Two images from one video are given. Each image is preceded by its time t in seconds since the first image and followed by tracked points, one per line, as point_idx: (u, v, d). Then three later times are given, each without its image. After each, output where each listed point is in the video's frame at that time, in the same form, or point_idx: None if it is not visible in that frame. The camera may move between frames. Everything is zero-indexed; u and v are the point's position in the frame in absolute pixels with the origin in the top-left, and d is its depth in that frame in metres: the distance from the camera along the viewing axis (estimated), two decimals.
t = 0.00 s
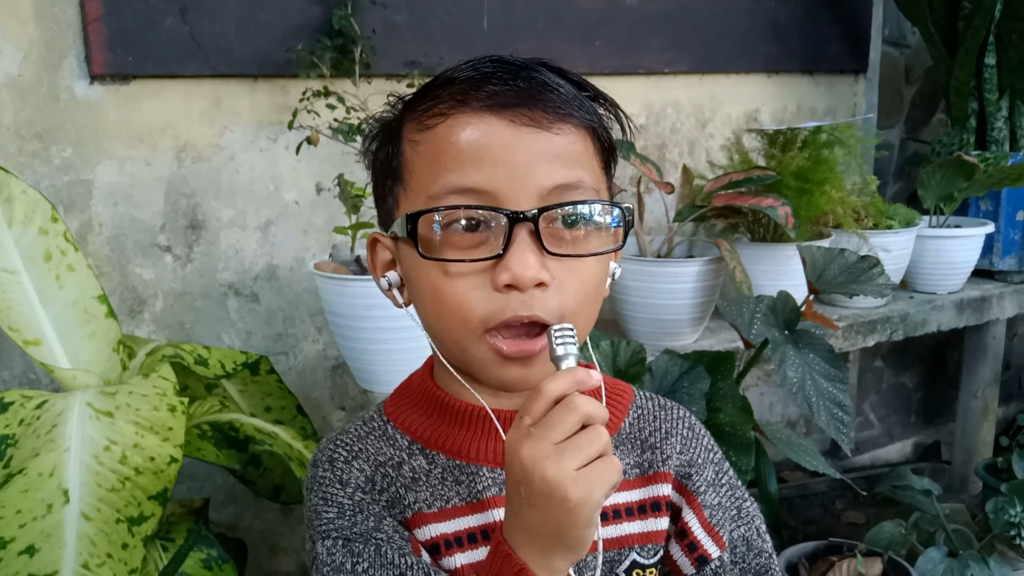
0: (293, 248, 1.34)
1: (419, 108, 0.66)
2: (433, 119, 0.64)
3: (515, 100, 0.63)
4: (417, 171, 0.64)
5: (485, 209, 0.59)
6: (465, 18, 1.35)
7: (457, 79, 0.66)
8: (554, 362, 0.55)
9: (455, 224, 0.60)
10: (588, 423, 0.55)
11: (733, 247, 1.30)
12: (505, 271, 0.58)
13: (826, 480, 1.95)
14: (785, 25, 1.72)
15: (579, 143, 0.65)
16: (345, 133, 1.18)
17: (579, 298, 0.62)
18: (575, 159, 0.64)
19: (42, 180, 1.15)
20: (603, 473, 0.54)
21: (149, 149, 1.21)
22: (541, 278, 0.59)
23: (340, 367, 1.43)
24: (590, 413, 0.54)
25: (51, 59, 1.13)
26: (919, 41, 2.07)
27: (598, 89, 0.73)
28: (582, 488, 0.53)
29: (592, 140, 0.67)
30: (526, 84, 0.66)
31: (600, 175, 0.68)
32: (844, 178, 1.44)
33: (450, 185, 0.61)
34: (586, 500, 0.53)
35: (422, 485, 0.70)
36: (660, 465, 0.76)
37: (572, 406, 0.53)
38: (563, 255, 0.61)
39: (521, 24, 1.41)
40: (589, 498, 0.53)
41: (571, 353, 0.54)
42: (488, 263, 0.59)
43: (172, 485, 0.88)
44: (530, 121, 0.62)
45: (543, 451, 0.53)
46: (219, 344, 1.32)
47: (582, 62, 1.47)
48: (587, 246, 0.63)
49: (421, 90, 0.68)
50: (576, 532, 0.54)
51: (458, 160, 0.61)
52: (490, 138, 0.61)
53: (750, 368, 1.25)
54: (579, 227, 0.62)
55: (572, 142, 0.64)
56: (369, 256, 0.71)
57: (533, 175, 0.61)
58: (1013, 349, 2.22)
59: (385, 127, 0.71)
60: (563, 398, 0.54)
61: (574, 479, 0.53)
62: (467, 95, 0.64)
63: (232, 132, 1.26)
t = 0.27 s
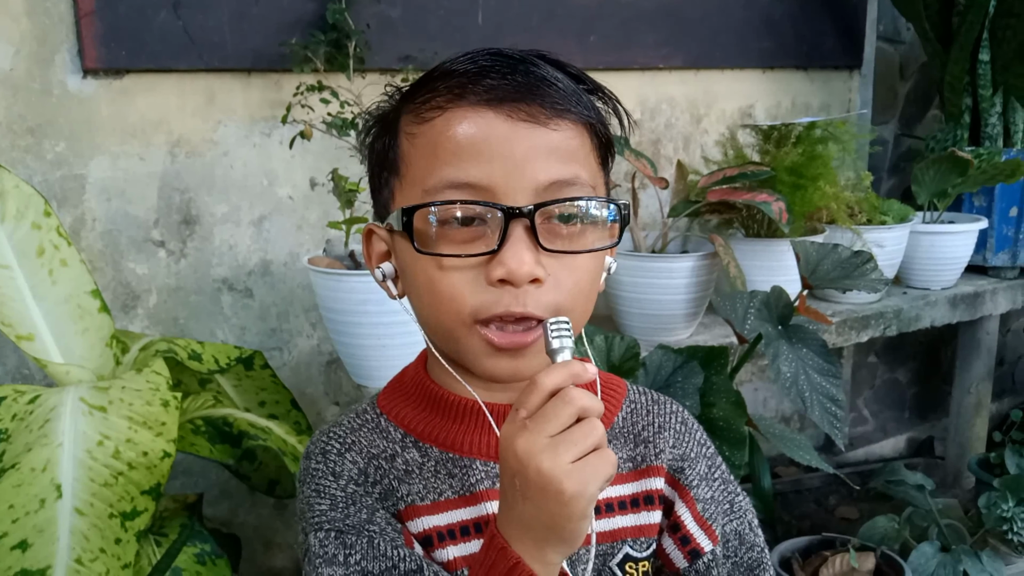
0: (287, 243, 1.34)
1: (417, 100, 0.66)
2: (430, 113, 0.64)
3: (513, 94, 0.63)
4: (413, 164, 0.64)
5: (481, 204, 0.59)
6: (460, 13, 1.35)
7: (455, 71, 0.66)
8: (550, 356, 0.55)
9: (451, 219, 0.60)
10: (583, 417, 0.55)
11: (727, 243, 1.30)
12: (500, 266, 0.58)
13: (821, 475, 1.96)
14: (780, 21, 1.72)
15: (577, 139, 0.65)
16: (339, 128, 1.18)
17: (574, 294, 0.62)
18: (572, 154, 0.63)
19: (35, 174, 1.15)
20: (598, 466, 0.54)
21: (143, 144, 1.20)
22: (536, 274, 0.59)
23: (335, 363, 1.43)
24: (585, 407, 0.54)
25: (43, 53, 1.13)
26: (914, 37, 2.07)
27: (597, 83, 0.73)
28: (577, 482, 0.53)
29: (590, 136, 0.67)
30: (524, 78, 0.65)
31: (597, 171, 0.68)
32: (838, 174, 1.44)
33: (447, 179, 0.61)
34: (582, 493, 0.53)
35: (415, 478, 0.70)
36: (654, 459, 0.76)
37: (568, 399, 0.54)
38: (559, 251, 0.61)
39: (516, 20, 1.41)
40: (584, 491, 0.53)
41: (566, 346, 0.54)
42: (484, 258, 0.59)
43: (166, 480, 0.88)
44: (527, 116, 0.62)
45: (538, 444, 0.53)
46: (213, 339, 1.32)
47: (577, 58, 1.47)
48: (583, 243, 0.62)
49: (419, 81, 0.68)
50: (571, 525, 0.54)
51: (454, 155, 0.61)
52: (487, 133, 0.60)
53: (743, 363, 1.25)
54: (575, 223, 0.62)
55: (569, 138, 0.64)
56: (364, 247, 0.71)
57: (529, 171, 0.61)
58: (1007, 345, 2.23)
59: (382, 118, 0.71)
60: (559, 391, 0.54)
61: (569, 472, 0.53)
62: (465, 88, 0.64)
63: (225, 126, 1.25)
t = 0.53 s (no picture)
0: (288, 242, 1.34)
1: (426, 96, 0.66)
2: (439, 108, 0.64)
3: (523, 92, 0.63)
4: (421, 159, 0.64)
5: (488, 198, 0.59)
6: (461, 12, 1.35)
7: (465, 68, 0.66)
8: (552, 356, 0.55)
9: (457, 214, 0.60)
10: (586, 416, 0.55)
11: (727, 243, 1.30)
12: (504, 261, 0.58)
13: (821, 475, 1.96)
14: (781, 20, 1.72)
15: (585, 138, 0.65)
16: (339, 127, 1.18)
17: (578, 293, 0.62)
18: (579, 153, 0.64)
19: (36, 172, 1.15)
20: (601, 465, 0.54)
21: (144, 142, 1.21)
22: (541, 271, 0.59)
23: (335, 361, 1.43)
24: (588, 407, 0.54)
25: (45, 51, 1.13)
26: (915, 37, 2.07)
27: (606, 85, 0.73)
28: (580, 480, 0.53)
29: (598, 136, 0.67)
30: (534, 76, 0.66)
31: (604, 171, 0.68)
32: (838, 174, 1.44)
33: (453, 173, 0.61)
34: (585, 491, 0.53)
35: (415, 474, 0.70)
36: (652, 457, 0.76)
37: (570, 399, 0.54)
38: (564, 249, 0.61)
39: (517, 19, 1.41)
40: (587, 489, 0.53)
41: (568, 347, 0.54)
42: (489, 253, 0.59)
43: (166, 478, 0.88)
44: (536, 113, 0.62)
45: (541, 442, 0.53)
46: (214, 337, 1.32)
47: (578, 57, 1.47)
48: (588, 242, 0.62)
49: (428, 78, 0.68)
50: (574, 523, 0.54)
51: (461, 150, 0.61)
52: (495, 128, 0.61)
53: (743, 362, 1.26)
54: (581, 222, 0.62)
55: (577, 137, 0.64)
56: (369, 244, 0.71)
57: (536, 167, 0.61)
58: (1008, 346, 2.23)
59: (391, 114, 0.71)
60: (562, 391, 0.54)
61: (572, 471, 0.53)
62: (475, 84, 0.64)
63: (226, 125, 1.26)
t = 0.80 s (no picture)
0: (289, 238, 1.34)
1: (436, 85, 0.66)
2: (449, 96, 0.64)
3: (532, 83, 0.64)
4: (428, 145, 0.64)
5: (493, 184, 0.59)
6: (463, 9, 1.35)
7: (476, 59, 0.67)
8: (547, 342, 0.56)
9: (462, 198, 0.60)
10: (580, 400, 0.54)
11: (728, 243, 1.30)
12: (509, 247, 0.58)
13: (820, 475, 1.96)
14: (784, 20, 1.72)
15: (592, 132, 0.65)
16: (341, 123, 1.17)
17: (581, 284, 0.62)
18: (586, 146, 0.64)
19: (37, 167, 1.15)
20: (594, 449, 0.54)
21: (145, 137, 1.20)
22: (545, 258, 0.59)
23: (336, 357, 1.43)
24: (580, 390, 0.54)
25: (46, 46, 1.13)
26: (918, 38, 2.07)
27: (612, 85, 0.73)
28: (572, 464, 0.53)
29: (604, 132, 0.68)
30: (544, 69, 0.66)
31: (609, 167, 0.68)
32: (840, 174, 1.44)
33: (461, 158, 0.61)
34: (577, 474, 0.53)
35: (412, 461, 0.70)
36: (651, 441, 0.76)
37: (563, 383, 0.54)
38: (569, 239, 0.61)
39: (519, 17, 1.41)
40: (579, 473, 0.53)
41: (563, 332, 0.55)
42: (494, 239, 0.59)
43: (165, 473, 0.88)
44: (545, 104, 0.63)
45: (535, 426, 0.53)
46: (214, 333, 1.32)
47: (580, 55, 1.47)
48: (593, 234, 0.62)
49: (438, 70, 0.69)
50: (566, 507, 0.54)
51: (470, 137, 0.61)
52: (504, 117, 0.61)
53: (743, 361, 1.25)
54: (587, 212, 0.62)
55: (585, 130, 0.64)
56: (370, 235, 0.71)
57: (544, 156, 0.61)
58: (1008, 347, 2.23)
59: (398, 106, 0.71)
60: (554, 376, 0.54)
61: (564, 455, 0.53)
62: (485, 74, 0.64)
63: (228, 120, 1.25)
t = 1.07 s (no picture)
0: (295, 235, 1.34)
1: (437, 91, 0.66)
2: (450, 104, 0.63)
3: (533, 93, 0.63)
4: (428, 155, 0.64)
5: (492, 198, 0.59)
6: (471, 7, 1.35)
7: (477, 66, 0.66)
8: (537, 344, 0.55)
9: (461, 209, 0.60)
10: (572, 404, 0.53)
11: (735, 242, 1.30)
12: (505, 262, 0.58)
13: (825, 476, 1.96)
14: (791, 20, 1.72)
15: (592, 142, 0.64)
16: (348, 121, 1.17)
17: (577, 296, 0.62)
18: (586, 158, 0.63)
19: (45, 163, 1.16)
20: (586, 454, 0.53)
21: (152, 134, 1.21)
22: (540, 273, 0.59)
23: (341, 355, 1.43)
24: (571, 394, 0.53)
25: (55, 42, 1.13)
26: (926, 38, 2.06)
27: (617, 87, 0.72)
28: (564, 470, 0.52)
29: (605, 140, 0.66)
30: (545, 77, 0.65)
31: (610, 175, 0.67)
32: (847, 174, 1.44)
33: (460, 171, 0.61)
34: (569, 481, 0.52)
35: (416, 462, 0.70)
36: (655, 441, 0.76)
37: (554, 387, 0.52)
38: (566, 251, 0.61)
39: (526, 16, 1.41)
40: (571, 479, 0.52)
41: (552, 335, 0.54)
42: (491, 252, 0.59)
43: (171, 470, 0.88)
44: (544, 116, 0.62)
45: (526, 433, 0.52)
46: (220, 330, 1.32)
47: (587, 54, 1.47)
48: (591, 245, 0.62)
49: (441, 72, 0.68)
50: (559, 513, 0.53)
51: (469, 148, 0.61)
52: (503, 129, 0.60)
53: (750, 361, 1.25)
54: (585, 223, 0.62)
55: (585, 141, 0.63)
56: (374, 232, 0.71)
57: (543, 170, 0.60)
58: (1014, 349, 2.22)
59: (402, 106, 0.71)
60: (544, 380, 0.53)
61: (557, 461, 0.52)
62: (486, 83, 0.63)
63: (235, 118, 1.26)
